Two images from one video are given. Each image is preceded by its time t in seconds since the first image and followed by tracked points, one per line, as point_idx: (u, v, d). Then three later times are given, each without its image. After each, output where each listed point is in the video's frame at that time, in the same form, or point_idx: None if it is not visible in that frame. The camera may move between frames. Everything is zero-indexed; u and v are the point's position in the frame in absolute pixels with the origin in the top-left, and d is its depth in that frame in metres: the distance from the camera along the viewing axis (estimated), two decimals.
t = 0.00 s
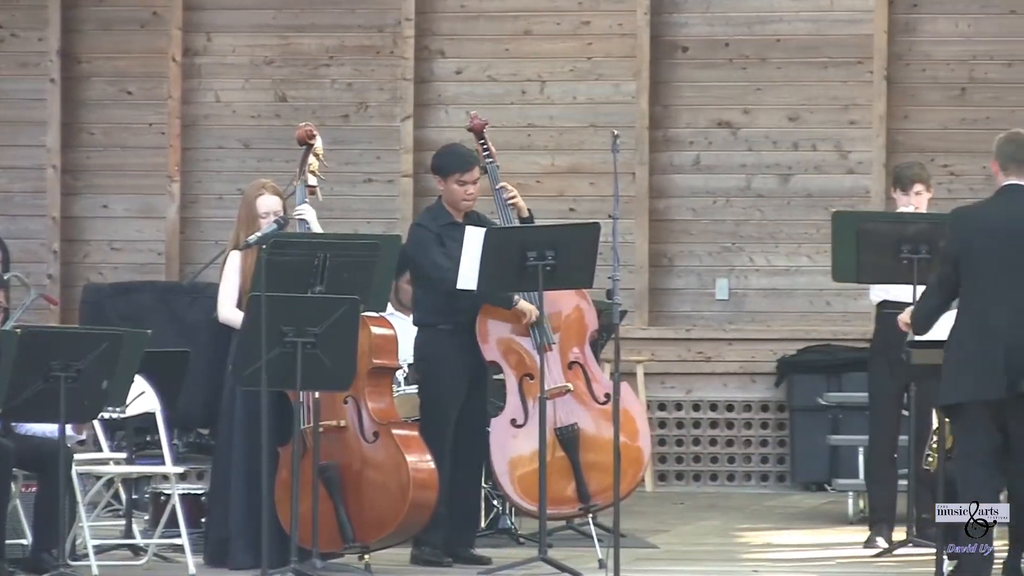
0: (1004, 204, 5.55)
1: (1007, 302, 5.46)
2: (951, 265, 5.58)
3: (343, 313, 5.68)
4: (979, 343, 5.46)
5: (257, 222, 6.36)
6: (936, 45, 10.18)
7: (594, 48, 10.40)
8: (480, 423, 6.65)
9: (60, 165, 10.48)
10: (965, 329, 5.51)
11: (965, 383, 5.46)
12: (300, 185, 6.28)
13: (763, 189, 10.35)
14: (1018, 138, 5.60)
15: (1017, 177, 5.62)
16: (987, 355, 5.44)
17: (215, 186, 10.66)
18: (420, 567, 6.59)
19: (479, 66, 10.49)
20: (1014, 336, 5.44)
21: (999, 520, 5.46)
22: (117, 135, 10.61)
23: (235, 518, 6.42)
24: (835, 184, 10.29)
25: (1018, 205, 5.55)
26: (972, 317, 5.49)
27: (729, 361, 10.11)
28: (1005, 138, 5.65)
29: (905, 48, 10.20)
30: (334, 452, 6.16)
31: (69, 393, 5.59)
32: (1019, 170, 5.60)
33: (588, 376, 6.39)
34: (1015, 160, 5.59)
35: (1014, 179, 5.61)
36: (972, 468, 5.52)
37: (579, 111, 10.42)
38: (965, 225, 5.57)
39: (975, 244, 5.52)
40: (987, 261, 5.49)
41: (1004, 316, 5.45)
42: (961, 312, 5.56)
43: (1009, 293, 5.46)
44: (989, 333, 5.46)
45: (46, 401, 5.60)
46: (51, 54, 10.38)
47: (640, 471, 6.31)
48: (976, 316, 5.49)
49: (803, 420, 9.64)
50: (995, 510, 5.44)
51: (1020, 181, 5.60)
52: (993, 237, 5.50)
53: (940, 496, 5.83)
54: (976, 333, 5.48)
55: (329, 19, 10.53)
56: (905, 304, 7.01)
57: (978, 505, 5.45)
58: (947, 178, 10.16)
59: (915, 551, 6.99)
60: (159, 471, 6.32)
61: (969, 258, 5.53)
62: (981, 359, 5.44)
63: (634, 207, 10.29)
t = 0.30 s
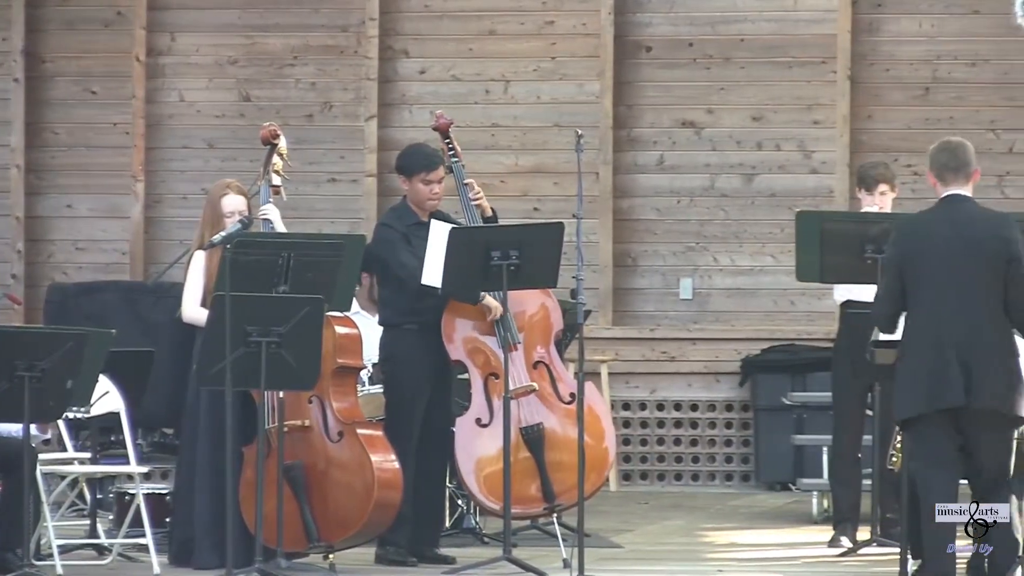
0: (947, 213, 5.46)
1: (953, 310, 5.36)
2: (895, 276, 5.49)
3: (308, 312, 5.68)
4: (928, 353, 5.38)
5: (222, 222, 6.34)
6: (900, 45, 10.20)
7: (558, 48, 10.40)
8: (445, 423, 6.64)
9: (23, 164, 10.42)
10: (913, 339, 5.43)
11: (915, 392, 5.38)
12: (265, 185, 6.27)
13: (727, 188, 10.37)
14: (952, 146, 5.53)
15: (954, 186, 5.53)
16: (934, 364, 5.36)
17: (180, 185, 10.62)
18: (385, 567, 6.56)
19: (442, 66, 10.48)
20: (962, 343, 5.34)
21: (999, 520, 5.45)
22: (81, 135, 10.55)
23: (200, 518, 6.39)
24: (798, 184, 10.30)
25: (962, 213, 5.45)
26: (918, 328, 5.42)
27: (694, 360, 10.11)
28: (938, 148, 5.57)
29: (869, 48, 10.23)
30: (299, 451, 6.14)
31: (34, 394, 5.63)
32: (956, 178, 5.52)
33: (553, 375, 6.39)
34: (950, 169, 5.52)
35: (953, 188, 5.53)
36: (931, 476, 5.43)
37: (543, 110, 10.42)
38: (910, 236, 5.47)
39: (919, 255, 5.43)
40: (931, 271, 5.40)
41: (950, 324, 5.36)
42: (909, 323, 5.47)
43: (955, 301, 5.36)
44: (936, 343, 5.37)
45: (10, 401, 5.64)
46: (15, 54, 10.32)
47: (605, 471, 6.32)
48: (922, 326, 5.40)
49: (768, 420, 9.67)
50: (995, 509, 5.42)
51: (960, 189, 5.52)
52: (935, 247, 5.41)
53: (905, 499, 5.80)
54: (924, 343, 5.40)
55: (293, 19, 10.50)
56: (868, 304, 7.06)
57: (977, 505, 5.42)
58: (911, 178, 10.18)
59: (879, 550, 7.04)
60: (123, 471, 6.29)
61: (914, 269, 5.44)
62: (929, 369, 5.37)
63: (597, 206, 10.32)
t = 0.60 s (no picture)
0: (895, 210, 5.47)
1: (903, 306, 5.34)
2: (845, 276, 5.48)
3: (276, 312, 5.68)
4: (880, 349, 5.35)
5: (190, 221, 6.31)
6: (867, 45, 10.23)
7: (526, 48, 10.40)
8: (414, 423, 6.63)
9: None
10: (864, 337, 5.41)
11: (869, 390, 5.36)
12: (234, 184, 6.26)
13: (695, 188, 10.39)
14: (904, 146, 5.51)
15: (906, 185, 5.53)
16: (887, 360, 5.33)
17: (148, 185, 10.58)
18: (353, 566, 6.57)
19: (411, 66, 10.47)
20: (915, 338, 5.31)
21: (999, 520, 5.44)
22: (50, 134, 10.49)
23: (168, 517, 6.36)
24: (766, 184, 10.31)
25: (909, 209, 5.46)
26: (869, 326, 5.40)
27: (661, 360, 10.11)
28: (890, 146, 5.56)
29: (837, 48, 10.25)
30: (267, 451, 6.12)
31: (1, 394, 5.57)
32: (907, 177, 5.52)
33: (523, 375, 6.40)
34: (902, 169, 5.51)
35: (904, 188, 5.52)
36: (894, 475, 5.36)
37: (511, 110, 10.41)
38: (860, 236, 5.47)
39: (866, 253, 5.43)
40: (881, 268, 5.39)
41: (902, 320, 5.34)
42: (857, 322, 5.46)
43: (904, 297, 5.35)
44: (887, 338, 5.35)
45: None
46: None
47: (573, 471, 6.33)
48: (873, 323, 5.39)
49: (736, 420, 9.70)
50: (994, 509, 5.42)
51: (911, 188, 5.51)
52: (884, 243, 5.40)
53: (873, 499, 5.78)
54: (875, 339, 5.37)
55: (261, 19, 10.47)
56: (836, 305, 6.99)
57: (977, 505, 5.41)
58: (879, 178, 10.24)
59: (846, 550, 7.07)
60: (91, 471, 6.27)
61: (862, 267, 5.44)
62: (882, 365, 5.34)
63: (565, 206, 10.32)
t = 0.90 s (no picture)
0: (854, 212, 5.47)
1: (865, 309, 5.35)
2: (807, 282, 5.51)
3: (243, 312, 5.66)
4: (844, 354, 5.37)
5: (156, 221, 6.29)
6: (833, 45, 10.24)
7: (492, 48, 10.39)
8: (380, 423, 6.62)
9: None
10: (828, 341, 5.42)
11: (828, 392, 5.41)
12: (200, 185, 6.23)
13: (662, 188, 10.41)
14: (860, 148, 5.56)
15: (862, 187, 5.55)
16: (852, 364, 5.35)
17: (115, 185, 10.54)
18: (320, 566, 6.57)
19: (377, 65, 10.45)
20: (878, 341, 5.32)
21: (998, 519, 5.66)
22: (16, 134, 10.43)
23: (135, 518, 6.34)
24: (733, 183, 10.33)
25: (868, 211, 5.47)
26: (832, 329, 5.41)
27: (627, 360, 10.13)
28: (846, 149, 5.60)
29: (803, 48, 10.27)
30: (234, 451, 6.11)
31: None
32: (863, 177, 5.54)
33: (490, 374, 6.40)
34: (857, 170, 5.54)
35: (861, 188, 5.54)
36: (861, 479, 5.41)
37: (478, 110, 10.41)
38: (818, 239, 5.48)
39: (826, 257, 5.44)
40: (842, 271, 5.39)
41: (865, 323, 5.34)
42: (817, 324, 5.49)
43: (866, 300, 5.35)
44: (851, 342, 5.36)
45: None
46: None
47: (540, 471, 6.34)
48: (836, 327, 5.40)
49: (701, 420, 9.72)
50: (995, 510, 5.64)
51: (868, 189, 5.53)
52: (844, 246, 5.40)
53: (838, 499, 5.81)
54: (839, 344, 5.39)
55: (228, 18, 10.43)
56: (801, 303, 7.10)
57: (978, 505, 5.62)
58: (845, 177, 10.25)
59: (812, 550, 7.10)
60: (57, 470, 6.24)
61: (823, 271, 5.45)
62: (847, 369, 5.36)
63: (531, 206, 10.33)
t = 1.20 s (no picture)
0: (816, 212, 5.48)
1: (830, 308, 5.37)
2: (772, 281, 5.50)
3: (206, 312, 5.66)
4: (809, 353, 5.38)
5: (120, 221, 6.26)
6: (796, 45, 10.26)
7: (455, 48, 10.37)
8: (343, 423, 6.60)
9: None
10: (790, 341, 5.43)
11: (794, 392, 5.40)
12: (163, 185, 6.19)
13: (624, 188, 10.42)
14: (822, 145, 5.57)
15: (823, 183, 5.56)
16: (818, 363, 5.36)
17: (77, 185, 10.48)
18: (283, 566, 6.56)
19: (340, 65, 10.43)
20: (844, 341, 5.34)
21: (1000, 519, 5.98)
22: None
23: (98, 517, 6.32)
24: (695, 183, 10.36)
25: (830, 210, 5.48)
26: (795, 330, 5.42)
27: (590, 360, 10.14)
28: (811, 146, 5.62)
29: (765, 48, 10.29)
30: (196, 451, 6.12)
31: None
32: (823, 175, 5.56)
33: (451, 374, 6.39)
34: (818, 165, 5.56)
35: (821, 186, 5.56)
36: (824, 478, 5.44)
37: (440, 110, 10.39)
38: (784, 238, 5.48)
39: (788, 258, 5.44)
40: (805, 272, 5.40)
41: (829, 324, 5.36)
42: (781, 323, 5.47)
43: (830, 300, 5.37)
44: (816, 342, 5.37)
45: None
46: None
47: (502, 471, 6.36)
48: (799, 327, 5.40)
49: (664, 420, 9.73)
50: (995, 509, 5.97)
51: (828, 188, 5.54)
52: (806, 248, 5.42)
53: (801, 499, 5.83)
54: (803, 344, 5.40)
55: (190, 18, 10.38)
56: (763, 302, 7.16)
57: (977, 505, 5.94)
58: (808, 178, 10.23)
59: (774, 550, 7.11)
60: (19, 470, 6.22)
61: (784, 272, 5.46)
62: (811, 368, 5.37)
63: (494, 205, 10.33)
